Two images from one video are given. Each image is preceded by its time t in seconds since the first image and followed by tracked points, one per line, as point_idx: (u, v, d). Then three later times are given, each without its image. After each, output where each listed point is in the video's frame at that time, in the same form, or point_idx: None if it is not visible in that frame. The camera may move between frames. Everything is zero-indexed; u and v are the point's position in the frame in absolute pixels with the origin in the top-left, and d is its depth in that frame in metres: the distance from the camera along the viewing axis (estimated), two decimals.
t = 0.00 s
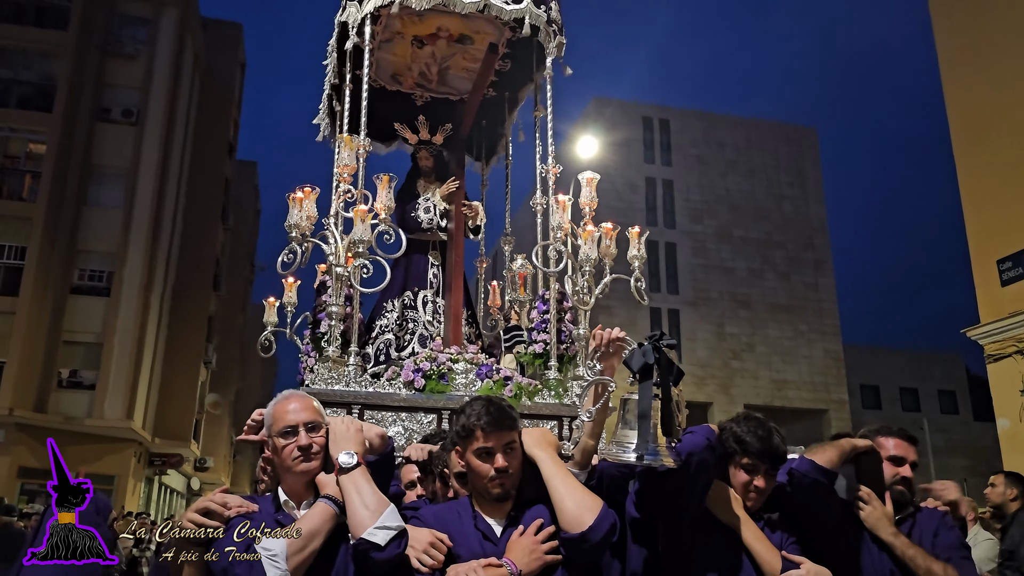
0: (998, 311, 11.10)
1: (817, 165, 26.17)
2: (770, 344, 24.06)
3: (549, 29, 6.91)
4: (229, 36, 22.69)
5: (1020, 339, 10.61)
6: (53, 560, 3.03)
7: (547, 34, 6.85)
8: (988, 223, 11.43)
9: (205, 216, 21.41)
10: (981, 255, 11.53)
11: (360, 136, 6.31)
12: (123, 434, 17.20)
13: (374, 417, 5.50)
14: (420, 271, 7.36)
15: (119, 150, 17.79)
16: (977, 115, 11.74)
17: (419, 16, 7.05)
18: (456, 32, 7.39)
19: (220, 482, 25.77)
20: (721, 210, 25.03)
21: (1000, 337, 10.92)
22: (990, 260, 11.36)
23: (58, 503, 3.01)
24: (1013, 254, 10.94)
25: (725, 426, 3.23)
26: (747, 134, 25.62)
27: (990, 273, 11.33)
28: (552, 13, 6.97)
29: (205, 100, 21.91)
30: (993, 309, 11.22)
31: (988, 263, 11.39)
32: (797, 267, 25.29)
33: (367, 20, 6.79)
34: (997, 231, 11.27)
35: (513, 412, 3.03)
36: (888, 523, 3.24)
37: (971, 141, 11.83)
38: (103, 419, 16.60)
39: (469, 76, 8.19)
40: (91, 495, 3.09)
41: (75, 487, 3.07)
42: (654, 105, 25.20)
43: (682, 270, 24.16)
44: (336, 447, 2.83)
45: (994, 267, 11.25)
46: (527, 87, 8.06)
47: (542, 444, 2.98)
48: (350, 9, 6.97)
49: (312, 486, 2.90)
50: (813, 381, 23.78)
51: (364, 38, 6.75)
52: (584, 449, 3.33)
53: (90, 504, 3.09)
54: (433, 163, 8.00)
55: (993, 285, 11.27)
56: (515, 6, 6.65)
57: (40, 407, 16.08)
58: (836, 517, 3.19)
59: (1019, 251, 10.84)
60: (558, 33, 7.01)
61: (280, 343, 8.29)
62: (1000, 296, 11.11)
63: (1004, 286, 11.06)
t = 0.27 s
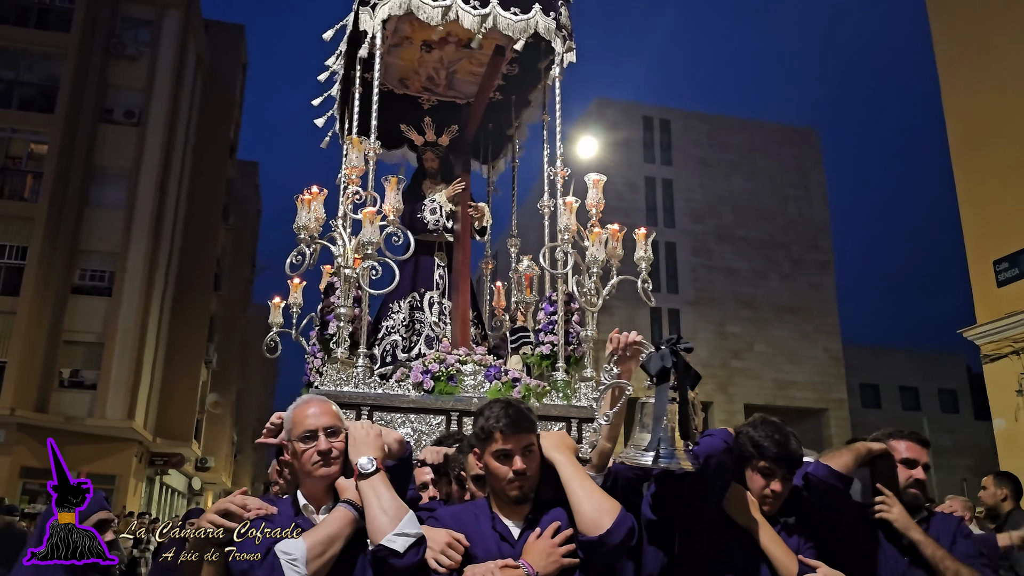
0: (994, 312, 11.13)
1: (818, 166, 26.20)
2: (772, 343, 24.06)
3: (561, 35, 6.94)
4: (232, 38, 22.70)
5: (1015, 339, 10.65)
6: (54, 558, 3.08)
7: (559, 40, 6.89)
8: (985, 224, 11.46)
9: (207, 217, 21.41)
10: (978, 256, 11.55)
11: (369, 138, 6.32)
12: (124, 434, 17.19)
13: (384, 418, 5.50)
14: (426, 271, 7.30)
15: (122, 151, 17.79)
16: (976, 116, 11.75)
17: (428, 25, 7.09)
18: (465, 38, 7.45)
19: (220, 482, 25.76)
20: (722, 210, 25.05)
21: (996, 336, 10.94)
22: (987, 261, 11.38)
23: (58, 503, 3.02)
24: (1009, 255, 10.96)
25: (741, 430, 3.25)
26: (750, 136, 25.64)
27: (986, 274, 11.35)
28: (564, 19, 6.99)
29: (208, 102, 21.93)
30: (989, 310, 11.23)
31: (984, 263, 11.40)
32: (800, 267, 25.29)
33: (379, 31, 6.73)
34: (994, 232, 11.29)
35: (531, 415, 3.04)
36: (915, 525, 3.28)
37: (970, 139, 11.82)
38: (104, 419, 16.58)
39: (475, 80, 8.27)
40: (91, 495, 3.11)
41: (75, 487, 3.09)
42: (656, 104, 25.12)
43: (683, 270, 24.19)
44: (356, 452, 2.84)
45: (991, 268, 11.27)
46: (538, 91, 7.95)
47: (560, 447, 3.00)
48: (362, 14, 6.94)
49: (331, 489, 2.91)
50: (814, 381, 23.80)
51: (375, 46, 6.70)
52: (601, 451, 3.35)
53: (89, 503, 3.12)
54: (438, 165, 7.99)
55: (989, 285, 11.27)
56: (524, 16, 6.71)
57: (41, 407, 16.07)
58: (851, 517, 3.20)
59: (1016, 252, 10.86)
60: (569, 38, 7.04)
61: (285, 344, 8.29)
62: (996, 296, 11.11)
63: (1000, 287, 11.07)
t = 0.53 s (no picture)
0: (988, 312, 11.14)
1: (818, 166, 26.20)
2: (773, 342, 24.06)
3: (570, 37, 7.00)
4: (232, 37, 22.64)
5: (1009, 340, 10.68)
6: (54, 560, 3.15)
7: (569, 42, 6.95)
8: (979, 224, 11.45)
9: (207, 217, 21.37)
10: (973, 255, 11.55)
11: (379, 138, 6.33)
12: (125, 434, 17.17)
13: (394, 418, 5.51)
14: (434, 271, 7.32)
15: (122, 152, 17.77)
16: (973, 116, 11.71)
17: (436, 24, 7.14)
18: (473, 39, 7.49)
19: (220, 481, 25.73)
20: (722, 209, 25.08)
21: (991, 336, 10.95)
22: (980, 260, 11.38)
23: (58, 503, 3.13)
24: (1003, 255, 10.96)
25: (758, 429, 3.26)
26: (751, 135, 25.62)
27: (980, 273, 11.37)
28: (573, 19, 7.06)
29: (208, 101, 21.88)
30: (983, 309, 11.24)
31: (978, 262, 11.40)
32: (801, 266, 25.22)
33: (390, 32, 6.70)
34: (988, 232, 11.28)
35: (549, 412, 3.04)
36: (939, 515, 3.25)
37: (967, 136, 11.78)
38: (104, 419, 16.57)
39: (485, 81, 8.22)
40: (92, 495, 3.20)
41: (76, 487, 3.18)
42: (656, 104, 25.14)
43: (682, 269, 24.26)
44: (374, 450, 2.83)
45: (985, 267, 11.27)
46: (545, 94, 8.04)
47: (578, 445, 3.00)
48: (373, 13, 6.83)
49: (350, 487, 2.91)
50: (814, 380, 23.82)
51: (387, 47, 6.69)
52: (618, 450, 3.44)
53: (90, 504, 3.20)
54: (446, 164, 8.03)
55: (983, 286, 11.28)
56: (534, 17, 6.80)
57: (41, 407, 16.04)
58: (871, 514, 3.23)
59: (1010, 252, 10.86)
60: (579, 38, 7.09)
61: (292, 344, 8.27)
62: (990, 296, 11.13)
63: (994, 288, 11.08)
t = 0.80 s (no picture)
0: (977, 312, 11.23)
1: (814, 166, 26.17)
2: (767, 342, 24.15)
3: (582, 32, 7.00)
4: (232, 37, 22.63)
5: (998, 340, 10.77)
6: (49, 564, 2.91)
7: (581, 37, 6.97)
8: (969, 225, 11.52)
9: (206, 217, 21.38)
10: (963, 256, 11.63)
11: (384, 137, 6.33)
12: (124, 434, 17.18)
13: (397, 416, 5.54)
14: (436, 271, 7.31)
15: (122, 153, 17.76)
16: (963, 116, 11.75)
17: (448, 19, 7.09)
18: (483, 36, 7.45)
19: (219, 481, 25.77)
20: (718, 210, 25.11)
21: (979, 337, 11.04)
22: (971, 263, 11.47)
23: (57, 503, 2.95)
24: (992, 257, 11.04)
25: (760, 428, 3.28)
26: (748, 134, 25.66)
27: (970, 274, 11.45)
28: (583, 16, 7.06)
29: (207, 101, 21.88)
30: (973, 310, 11.32)
31: (969, 265, 11.50)
32: (794, 265, 25.29)
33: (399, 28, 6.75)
34: (977, 233, 11.36)
35: (552, 411, 3.06)
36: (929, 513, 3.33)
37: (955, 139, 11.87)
38: (102, 419, 16.57)
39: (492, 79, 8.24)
40: (92, 494, 3.02)
41: (75, 486, 2.99)
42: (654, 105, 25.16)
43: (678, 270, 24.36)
44: (377, 448, 2.84)
45: (975, 269, 11.36)
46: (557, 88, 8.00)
47: (580, 442, 3.02)
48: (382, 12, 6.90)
49: (355, 486, 2.92)
50: (810, 379, 23.85)
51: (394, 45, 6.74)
52: (620, 448, 3.40)
53: (90, 504, 3.02)
54: (450, 163, 8.02)
55: (973, 287, 11.37)
56: (546, 10, 6.77)
57: (40, 407, 16.03)
58: (869, 510, 3.21)
59: (999, 253, 10.93)
60: (589, 35, 7.09)
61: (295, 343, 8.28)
62: (980, 297, 11.22)
63: (983, 289, 11.17)
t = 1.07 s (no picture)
0: (969, 313, 11.29)
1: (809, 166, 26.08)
2: (762, 343, 24.18)
3: (585, 30, 6.99)
4: (230, 39, 22.63)
5: (990, 341, 10.83)
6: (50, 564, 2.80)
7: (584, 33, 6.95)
8: (961, 225, 11.58)
9: (204, 218, 21.39)
10: (955, 257, 11.68)
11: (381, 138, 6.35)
12: (123, 434, 17.21)
13: (393, 415, 5.54)
14: (434, 270, 7.33)
15: (120, 154, 17.79)
16: (955, 117, 11.79)
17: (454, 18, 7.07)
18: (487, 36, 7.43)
19: (219, 482, 25.80)
20: (714, 209, 25.12)
21: (972, 337, 11.10)
22: (963, 264, 11.51)
23: (57, 503, 2.87)
24: (984, 258, 11.09)
25: (750, 426, 3.29)
26: (744, 134, 25.68)
27: (963, 275, 11.51)
28: (585, 16, 7.05)
29: (205, 103, 21.90)
30: (966, 311, 11.37)
31: (961, 266, 11.55)
32: (790, 265, 25.30)
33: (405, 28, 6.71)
34: (969, 235, 11.40)
35: (542, 410, 3.08)
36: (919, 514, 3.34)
37: (946, 138, 11.93)
38: (101, 419, 16.59)
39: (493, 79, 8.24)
40: (93, 495, 2.95)
41: (76, 486, 2.92)
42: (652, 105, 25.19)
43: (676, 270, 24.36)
44: (368, 447, 2.86)
45: (968, 271, 11.41)
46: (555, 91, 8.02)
47: (570, 440, 3.03)
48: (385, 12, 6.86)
49: (346, 485, 2.94)
50: (805, 379, 23.88)
51: (402, 43, 6.68)
52: (610, 446, 3.42)
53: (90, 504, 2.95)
54: (447, 163, 8.03)
55: (966, 289, 11.42)
56: (549, 8, 6.78)
57: (39, 407, 16.07)
58: (860, 510, 3.24)
59: (991, 254, 10.98)
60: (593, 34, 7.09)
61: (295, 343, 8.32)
62: (972, 298, 11.28)
63: (976, 290, 11.23)
